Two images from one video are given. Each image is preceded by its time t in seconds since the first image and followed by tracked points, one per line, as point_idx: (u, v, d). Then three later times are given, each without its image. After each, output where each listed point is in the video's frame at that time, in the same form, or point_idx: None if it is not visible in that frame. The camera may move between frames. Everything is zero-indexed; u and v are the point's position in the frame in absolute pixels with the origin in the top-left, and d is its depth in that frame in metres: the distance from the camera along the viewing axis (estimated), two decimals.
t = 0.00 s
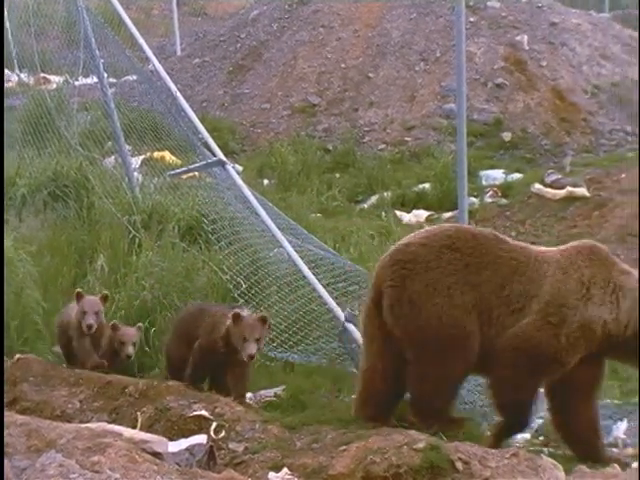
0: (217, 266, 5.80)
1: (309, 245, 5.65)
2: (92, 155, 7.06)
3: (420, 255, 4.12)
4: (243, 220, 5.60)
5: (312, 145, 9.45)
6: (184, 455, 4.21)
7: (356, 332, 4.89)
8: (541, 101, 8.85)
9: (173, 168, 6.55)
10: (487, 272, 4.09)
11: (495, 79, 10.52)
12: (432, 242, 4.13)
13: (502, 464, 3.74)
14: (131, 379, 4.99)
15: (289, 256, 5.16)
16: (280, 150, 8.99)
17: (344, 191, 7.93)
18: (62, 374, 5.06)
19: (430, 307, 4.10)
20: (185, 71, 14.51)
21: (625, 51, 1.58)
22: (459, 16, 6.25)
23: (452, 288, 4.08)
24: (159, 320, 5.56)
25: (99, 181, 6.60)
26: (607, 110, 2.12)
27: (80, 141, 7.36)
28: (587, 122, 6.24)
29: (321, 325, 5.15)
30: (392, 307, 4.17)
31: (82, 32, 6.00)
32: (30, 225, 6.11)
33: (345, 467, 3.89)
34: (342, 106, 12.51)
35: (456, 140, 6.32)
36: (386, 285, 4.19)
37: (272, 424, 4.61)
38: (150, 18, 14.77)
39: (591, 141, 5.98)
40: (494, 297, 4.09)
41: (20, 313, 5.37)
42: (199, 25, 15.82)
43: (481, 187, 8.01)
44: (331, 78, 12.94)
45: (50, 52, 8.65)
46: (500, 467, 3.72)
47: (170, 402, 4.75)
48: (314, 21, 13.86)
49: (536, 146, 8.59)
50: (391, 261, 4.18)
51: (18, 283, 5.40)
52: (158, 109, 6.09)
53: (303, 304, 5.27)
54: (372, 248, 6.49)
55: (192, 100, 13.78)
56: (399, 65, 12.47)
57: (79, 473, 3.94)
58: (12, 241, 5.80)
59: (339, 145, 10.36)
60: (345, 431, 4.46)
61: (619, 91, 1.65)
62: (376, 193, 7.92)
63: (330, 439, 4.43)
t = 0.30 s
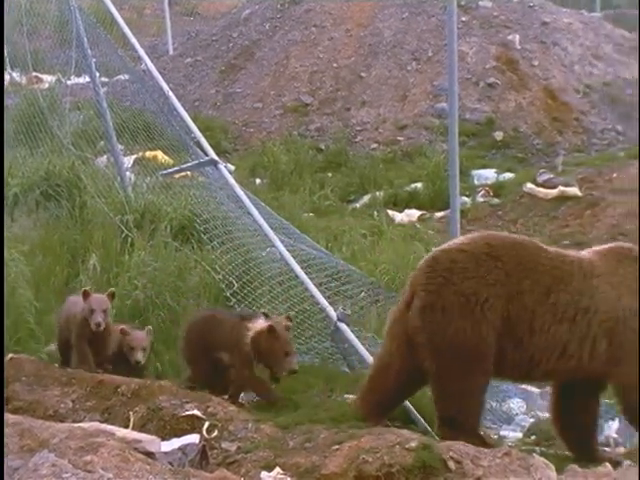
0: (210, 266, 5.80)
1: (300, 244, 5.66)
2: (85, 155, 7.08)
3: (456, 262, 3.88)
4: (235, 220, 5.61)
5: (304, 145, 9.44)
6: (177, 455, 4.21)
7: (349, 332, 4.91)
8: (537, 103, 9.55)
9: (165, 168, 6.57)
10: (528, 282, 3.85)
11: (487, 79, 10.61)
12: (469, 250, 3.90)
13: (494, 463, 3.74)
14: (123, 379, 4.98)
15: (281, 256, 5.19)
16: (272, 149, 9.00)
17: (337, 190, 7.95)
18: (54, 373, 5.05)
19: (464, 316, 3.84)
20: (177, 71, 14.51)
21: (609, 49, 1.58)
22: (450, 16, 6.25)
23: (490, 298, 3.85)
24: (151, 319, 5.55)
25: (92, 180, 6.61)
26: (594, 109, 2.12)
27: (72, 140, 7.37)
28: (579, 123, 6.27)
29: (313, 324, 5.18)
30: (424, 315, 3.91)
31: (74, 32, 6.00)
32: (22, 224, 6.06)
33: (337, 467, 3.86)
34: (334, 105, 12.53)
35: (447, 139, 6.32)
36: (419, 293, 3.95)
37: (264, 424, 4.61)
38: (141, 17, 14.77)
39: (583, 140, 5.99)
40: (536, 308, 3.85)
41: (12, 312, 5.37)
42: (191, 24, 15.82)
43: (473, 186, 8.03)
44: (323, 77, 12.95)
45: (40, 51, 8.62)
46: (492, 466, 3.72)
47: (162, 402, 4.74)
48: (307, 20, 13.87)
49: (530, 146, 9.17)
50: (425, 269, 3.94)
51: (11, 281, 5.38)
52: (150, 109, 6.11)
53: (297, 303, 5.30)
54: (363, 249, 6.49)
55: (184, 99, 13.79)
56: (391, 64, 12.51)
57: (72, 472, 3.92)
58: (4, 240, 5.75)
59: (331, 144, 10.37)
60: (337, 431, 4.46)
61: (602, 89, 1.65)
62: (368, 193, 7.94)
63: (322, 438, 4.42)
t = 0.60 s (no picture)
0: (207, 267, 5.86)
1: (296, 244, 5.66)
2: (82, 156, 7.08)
3: (495, 267, 3.88)
4: (233, 220, 5.60)
5: (301, 146, 9.44)
6: (174, 455, 4.19)
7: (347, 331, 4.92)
8: (534, 103, 9.58)
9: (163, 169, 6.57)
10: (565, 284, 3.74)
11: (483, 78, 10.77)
12: (512, 253, 3.86)
13: (491, 463, 3.69)
14: (121, 380, 4.98)
15: (279, 256, 5.19)
16: (269, 149, 9.00)
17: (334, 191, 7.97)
18: (52, 374, 5.05)
19: (497, 318, 3.87)
20: (175, 71, 14.53)
21: (606, 51, 1.58)
22: (447, 16, 6.26)
23: (526, 302, 3.82)
24: (149, 321, 5.62)
25: (89, 181, 6.58)
26: (590, 109, 2.12)
27: (70, 141, 7.37)
28: (576, 124, 6.29)
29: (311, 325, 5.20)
30: (461, 316, 3.98)
31: (71, 32, 6.00)
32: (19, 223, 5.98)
33: (335, 467, 3.92)
34: (331, 106, 12.47)
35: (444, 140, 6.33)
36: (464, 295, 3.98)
37: (261, 424, 4.62)
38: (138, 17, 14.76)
39: (579, 140, 6.02)
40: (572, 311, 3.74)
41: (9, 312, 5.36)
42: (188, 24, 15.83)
43: (470, 187, 8.05)
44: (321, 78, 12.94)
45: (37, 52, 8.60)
46: (489, 467, 3.69)
47: (159, 402, 4.74)
48: (304, 21, 13.88)
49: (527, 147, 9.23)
50: (469, 271, 3.96)
51: (10, 281, 5.36)
52: (148, 109, 6.12)
53: (295, 304, 5.30)
54: (361, 249, 6.50)
55: (182, 99, 13.79)
56: (389, 65, 12.53)
57: (69, 473, 3.91)
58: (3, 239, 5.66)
59: (329, 145, 10.39)
60: (334, 431, 4.49)
61: (598, 92, 1.65)
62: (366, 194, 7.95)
63: (319, 439, 4.43)
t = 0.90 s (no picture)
0: (203, 267, 5.84)
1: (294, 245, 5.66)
2: (79, 157, 7.08)
3: (535, 283, 3.56)
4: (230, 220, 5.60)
5: (297, 145, 9.45)
6: (171, 455, 4.18)
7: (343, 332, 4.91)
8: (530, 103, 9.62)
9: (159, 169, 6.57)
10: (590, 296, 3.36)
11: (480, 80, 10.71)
12: (552, 269, 3.52)
13: (488, 464, 3.69)
14: (116, 380, 4.98)
15: (275, 256, 5.19)
16: (265, 149, 9.00)
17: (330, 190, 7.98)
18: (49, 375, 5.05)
19: (535, 331, 3.58)
20: (171, 71, 14.53)
21: (601, 49, 1.58)
22: (443, 16, 6.26)
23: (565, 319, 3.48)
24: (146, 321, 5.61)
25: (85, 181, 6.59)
26: (586, 108, 2.11)
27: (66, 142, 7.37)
28: (573, 125, 6.30)
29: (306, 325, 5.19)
30: (498, 324, 3.70)
31: (67, 32, 6.00)
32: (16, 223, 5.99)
33: (331, 468, 3.89)
34: (328, 106, 12.52)
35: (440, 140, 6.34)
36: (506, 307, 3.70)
37: (258, 424, 4.62)
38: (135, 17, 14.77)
39: (576, 140, 6.02)
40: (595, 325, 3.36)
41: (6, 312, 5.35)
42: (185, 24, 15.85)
43: (466, 187, 8.06)
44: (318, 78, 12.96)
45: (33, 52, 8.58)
46: (486, 466, 3.68)
47: (155, 402, 4.73)
48: (301, 21, 13.88)
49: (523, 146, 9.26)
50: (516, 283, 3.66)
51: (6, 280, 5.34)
52: (144, 110, 6.12)
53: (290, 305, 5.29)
54: (358, 249, 6.50)
55: (178, 99, 13.81)
56: (385, 65, 12.54)
57: (65, 473, 3.89)
58: None
59: (325, 144, 10.39)
60: (331, 431, 4.49)
61: (593, 89, 1.65)
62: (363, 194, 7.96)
63: (315, 439, 4.42)
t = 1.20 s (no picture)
0: (195, 266, 5.85)
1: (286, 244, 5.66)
2: (71, 156, 7.07)
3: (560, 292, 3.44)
4: (222, 220, 5.60)
5: (289, 145, 9.45)
6: (162, 455, 4.18)
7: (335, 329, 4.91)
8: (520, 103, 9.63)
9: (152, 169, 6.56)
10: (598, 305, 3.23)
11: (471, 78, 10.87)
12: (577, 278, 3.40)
13: (479, 463, 3.69)
14: (108, 381, 4.98)
15: (267, 256, 5.19)
16: (257, 148, 9.01)
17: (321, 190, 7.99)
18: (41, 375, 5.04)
19: (559, 340, 3.47)
20: (163, 71, 14.54)
21: (590, 49, 1.59)
22: (435, 16, 6.26)
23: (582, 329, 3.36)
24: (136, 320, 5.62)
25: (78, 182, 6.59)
26: (577, 107, 2.12)
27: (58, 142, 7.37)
28: (563, 124, 6.30)
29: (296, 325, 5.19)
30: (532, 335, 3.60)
31: (59, 32, 6.00)
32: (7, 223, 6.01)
33: (323, 468, 3.91)
34: (319, 106, 12.53)
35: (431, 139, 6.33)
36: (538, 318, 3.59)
37: (250, 423, 4.60)
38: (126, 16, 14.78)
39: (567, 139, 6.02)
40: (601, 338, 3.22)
41: None
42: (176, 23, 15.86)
43: (457, 186, 8.07)
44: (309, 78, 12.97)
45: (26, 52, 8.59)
46: (476, 466, 3.68)
47: (147, 402, 4.73)
48: (292, 20, 13.88)
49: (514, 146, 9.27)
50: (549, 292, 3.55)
51: None
52: (136, 109, 6.11)
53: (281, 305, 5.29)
54: (349, 249, 6.50)
55: (169, 99, 13.81)
56: (376, 64, 12.55)
57: (56, 473, 3.89)
58: None
59: (317, 144, 10.41)
60: (323, 431, 4.46)
61: (583, 91, 1.65)
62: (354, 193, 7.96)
63: (307, 439, 4.42)
